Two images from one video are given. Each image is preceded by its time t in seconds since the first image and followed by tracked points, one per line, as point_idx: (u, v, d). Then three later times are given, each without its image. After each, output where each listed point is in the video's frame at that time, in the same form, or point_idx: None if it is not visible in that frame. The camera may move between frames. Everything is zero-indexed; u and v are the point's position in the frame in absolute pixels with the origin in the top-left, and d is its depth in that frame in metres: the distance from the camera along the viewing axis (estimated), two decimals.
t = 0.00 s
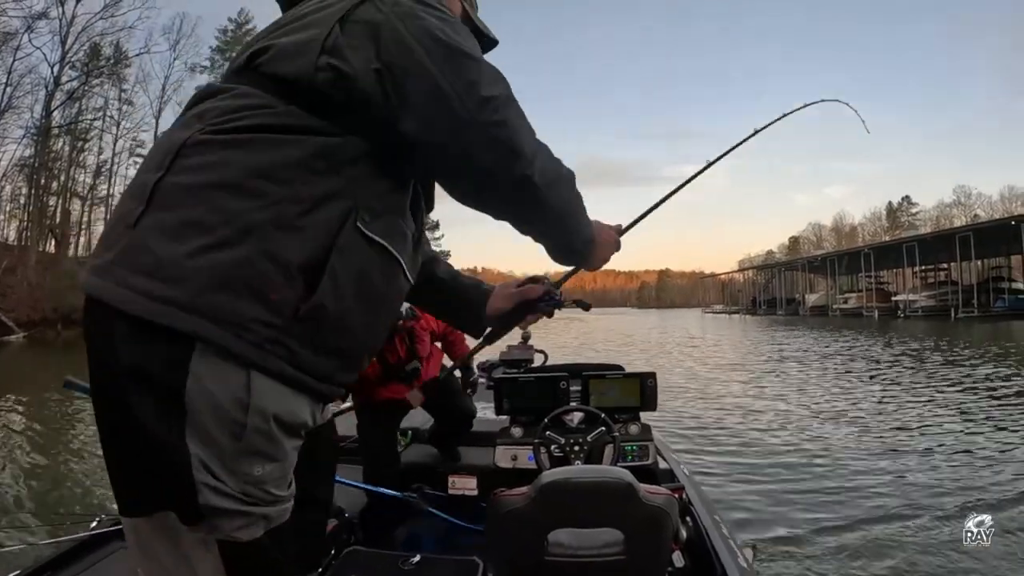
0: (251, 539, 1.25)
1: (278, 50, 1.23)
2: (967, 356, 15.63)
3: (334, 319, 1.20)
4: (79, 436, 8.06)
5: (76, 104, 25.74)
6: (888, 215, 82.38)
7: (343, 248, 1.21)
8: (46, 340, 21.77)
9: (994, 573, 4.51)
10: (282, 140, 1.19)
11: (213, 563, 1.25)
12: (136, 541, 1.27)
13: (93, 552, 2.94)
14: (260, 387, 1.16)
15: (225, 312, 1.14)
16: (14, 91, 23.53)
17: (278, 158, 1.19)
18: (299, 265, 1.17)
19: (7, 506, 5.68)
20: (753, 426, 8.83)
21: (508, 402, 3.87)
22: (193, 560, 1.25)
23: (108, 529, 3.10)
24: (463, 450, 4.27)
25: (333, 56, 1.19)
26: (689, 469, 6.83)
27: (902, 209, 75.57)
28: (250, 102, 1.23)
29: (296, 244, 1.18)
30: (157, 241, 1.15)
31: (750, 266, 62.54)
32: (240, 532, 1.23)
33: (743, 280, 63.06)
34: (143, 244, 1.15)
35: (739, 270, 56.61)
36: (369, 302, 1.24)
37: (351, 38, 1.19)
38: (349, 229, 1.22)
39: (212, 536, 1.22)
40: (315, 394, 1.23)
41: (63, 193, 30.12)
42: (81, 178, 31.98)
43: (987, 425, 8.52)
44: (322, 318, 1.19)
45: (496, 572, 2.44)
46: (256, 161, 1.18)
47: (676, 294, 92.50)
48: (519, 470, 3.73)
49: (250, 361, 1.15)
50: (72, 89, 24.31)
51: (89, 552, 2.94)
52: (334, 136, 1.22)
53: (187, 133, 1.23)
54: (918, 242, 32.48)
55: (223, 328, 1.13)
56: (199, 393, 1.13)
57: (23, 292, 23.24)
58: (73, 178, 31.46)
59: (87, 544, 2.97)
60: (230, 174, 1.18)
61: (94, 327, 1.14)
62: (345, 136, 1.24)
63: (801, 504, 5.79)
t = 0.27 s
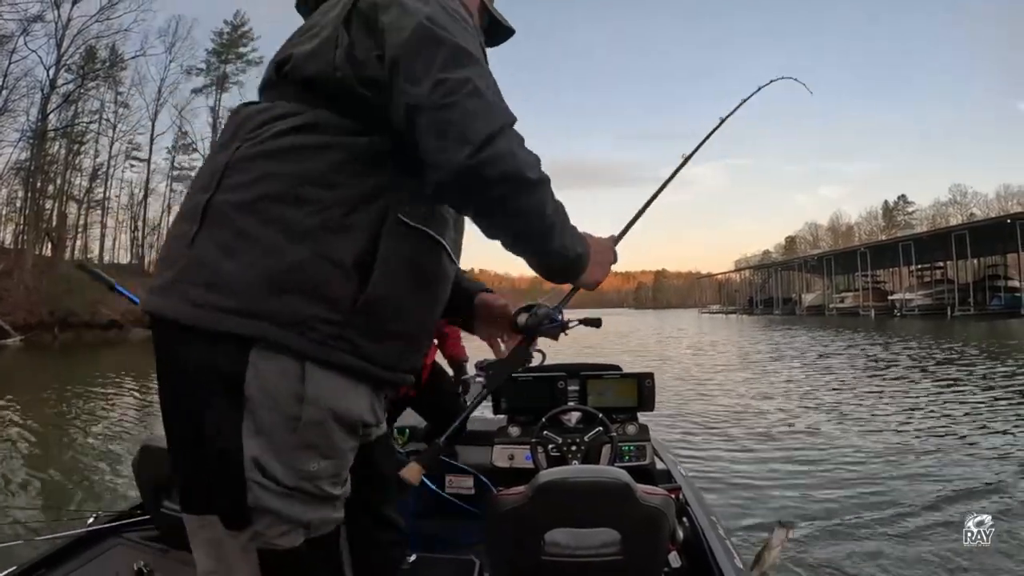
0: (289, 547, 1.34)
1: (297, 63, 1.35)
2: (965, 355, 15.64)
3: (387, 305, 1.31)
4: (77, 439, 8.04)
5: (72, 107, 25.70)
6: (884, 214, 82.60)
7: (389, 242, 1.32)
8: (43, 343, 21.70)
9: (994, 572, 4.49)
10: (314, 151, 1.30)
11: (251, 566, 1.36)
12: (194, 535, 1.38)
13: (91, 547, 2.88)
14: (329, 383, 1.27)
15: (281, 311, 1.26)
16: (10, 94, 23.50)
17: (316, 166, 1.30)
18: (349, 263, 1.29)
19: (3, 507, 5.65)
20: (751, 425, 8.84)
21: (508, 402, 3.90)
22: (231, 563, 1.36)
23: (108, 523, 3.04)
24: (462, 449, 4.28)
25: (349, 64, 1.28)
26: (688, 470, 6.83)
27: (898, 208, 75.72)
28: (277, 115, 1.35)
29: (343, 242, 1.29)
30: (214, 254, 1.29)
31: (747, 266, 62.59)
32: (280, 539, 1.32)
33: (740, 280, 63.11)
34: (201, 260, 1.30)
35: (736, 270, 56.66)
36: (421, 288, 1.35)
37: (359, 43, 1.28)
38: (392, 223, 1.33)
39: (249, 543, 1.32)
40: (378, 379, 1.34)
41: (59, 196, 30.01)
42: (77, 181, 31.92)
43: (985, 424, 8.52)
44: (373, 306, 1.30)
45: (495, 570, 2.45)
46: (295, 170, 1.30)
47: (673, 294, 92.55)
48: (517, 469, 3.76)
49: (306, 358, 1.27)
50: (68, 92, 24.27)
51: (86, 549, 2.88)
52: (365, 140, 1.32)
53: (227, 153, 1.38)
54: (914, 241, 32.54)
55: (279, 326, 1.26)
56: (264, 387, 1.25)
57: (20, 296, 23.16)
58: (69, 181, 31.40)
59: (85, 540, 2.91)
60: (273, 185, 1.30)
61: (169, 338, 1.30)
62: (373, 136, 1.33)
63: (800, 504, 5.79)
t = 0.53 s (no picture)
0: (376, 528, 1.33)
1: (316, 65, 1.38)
2: (961, 352, 15.69)
3: (429, 287, 1.31)
4: (73, 444, 7.99)
5: (67, 111, 25.66)
6: (879, 213, 82.90)
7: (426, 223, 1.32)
8: (39, 348, 21.61)
9: (995, 572, 4.46)
10: (342, 141, 1.31)
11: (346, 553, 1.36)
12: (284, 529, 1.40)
13: (86, 541, 2.69)
14: (391, 358, 1.30)
15: (321, 300, 1.28)
16: (5, 98, 23.46)
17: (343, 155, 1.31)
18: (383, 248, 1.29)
19: None
20: (749, 424, 8.83)
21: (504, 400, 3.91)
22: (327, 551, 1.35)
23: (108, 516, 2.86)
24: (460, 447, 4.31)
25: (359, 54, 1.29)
26: (687, 470, 6.82)
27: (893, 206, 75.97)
28: (305, 115, 1.38)
29: (375, 227, 1.29)
30: (258, 255, 1.33)
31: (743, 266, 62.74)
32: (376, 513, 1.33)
33: (736, 280, 63.27)
34: (247, 262, 1.34)
35: (732, 270, 56.80)
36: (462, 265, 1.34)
37: (359, 37, 1.33)
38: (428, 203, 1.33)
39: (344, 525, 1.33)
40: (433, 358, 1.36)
41: (55, 201, 29.90)
42: (73, 185, 31.86)
43: (981, 421, 8.54)
44: (413, 288, 1.30)
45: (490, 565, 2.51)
46: (323, 163, 1.32)
47: (670, 294, 92.70)
48: (514, 467, 3.77)
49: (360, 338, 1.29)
50: (63, 95, 24.23)
51: (82, 541, 2.70)
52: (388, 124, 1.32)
53: (264, 158, 1.41)
54: (909, 239, 32.66)
55: (319, 316, 1.28)
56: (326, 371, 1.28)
57: (17, 301, 23.08)
58: (65, 186, 31.34)
59: (81, 532, 2.73)
60: (301, 181, 1.32)
61: (228, 339, 1.35)
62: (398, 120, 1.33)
63: (799, 503, 5.77)
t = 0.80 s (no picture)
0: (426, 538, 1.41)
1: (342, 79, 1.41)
2: (958, 348, 15.70)
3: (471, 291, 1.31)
4: (70, 450, 7.96)
5: (62, 117, 25.59)
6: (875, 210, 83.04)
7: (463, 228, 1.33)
8: (36, 355, 21.53)
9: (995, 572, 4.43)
10: (372, 151, 1.33)
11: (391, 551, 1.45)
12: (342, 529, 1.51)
13: (84, 542, 2.68)
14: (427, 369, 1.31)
15: (363, 314, 1.31)
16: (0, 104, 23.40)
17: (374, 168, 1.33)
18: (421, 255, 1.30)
19: None
20: (748, 424, 8.82)
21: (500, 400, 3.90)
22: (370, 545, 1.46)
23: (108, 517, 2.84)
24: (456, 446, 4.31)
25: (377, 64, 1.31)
26: (686, 470, 6.80)
27: (888, 203, 76.13)
28: (337, 131, 1.41)
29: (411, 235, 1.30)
30: (303, 275, 1.37)
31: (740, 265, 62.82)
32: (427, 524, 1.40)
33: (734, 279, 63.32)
34: (293, 283, 1.39)
35: (729, 269, 56.85)
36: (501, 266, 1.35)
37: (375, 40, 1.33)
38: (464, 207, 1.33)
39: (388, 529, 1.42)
40: (477, 365, 1.37)
41: (51, 207, 29.80)
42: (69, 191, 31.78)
43: (980, 418, 8.52)
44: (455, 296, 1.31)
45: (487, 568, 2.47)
46: (354, 179, 1.34)
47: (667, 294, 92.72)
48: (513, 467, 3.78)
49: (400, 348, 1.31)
50: (58, 101, 24.16)
51: (80, 542, 2.69)
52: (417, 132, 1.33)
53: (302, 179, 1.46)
54: (906, 236, 32.71)
55: (362, 330, 1.30)
56: (370, 381, 1.31)
57: (13, 308, 22.99)
58: (61, 191, 31.26)
59: (81, 533, 2.71)
60: (336, 198, 1.35)
61: (286, 357, 1.41)
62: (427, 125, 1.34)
63: (799, 502, 5.75)
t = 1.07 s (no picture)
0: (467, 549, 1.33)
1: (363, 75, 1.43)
2: (956, 344, 15.67)
3: (501, 277, 1.29)
4: (67, 457, 7.93)
5: (57, 123, 25.55)
6: (872, 207, 83.11)
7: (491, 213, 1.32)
8: (33, 362, 21.48)
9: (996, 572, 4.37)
10: (399, 142, 1.35)
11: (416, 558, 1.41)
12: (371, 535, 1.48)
13: (83, 544, 2.66)
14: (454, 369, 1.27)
15: (389, 309, 1.28)
16: None
17: (400, 161, 1.34)
18: (450, 243, 1.29)
19: None
20: (746, 422, 8.80)
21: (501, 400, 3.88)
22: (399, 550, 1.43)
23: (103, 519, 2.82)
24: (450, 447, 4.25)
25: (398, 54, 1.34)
26: (685, 469, 6.76)
27: (884, 200, 76.18)
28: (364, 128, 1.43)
29: (440, 222, 1.31)
30: (329, 273, 1.37)
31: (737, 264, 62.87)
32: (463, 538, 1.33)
33: (731, 278, 63.36)
34: (320, 283, 1.39)
35: (726, 268, 56.89)
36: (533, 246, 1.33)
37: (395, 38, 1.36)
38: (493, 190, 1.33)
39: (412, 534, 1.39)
40: (509, 363, 1.32)
41: (46, 213, 29.72)
42: (64, 198, 31.74)
43: (979, 414, 8.49)
44: (487, 281, 1.29)
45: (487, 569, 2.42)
46: (382, 171, 1.36)
47: (665, 293, 92.76)
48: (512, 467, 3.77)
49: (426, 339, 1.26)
50: (53, 107, 24.11)
51: (78, 545, 2.67)
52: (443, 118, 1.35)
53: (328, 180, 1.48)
54: (902, 232, 32.73)
55: (388, 324, 1.27)
56: (395, 383, 1.28)
57: (10, 315, 22.93)
58: (57, 198, 31.22)
59: (77, 536, 2.69)
60: (366, 190, 1.37)
61: (313, 363, 1.40)
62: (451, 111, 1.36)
63: (798, 502, 5.71)
